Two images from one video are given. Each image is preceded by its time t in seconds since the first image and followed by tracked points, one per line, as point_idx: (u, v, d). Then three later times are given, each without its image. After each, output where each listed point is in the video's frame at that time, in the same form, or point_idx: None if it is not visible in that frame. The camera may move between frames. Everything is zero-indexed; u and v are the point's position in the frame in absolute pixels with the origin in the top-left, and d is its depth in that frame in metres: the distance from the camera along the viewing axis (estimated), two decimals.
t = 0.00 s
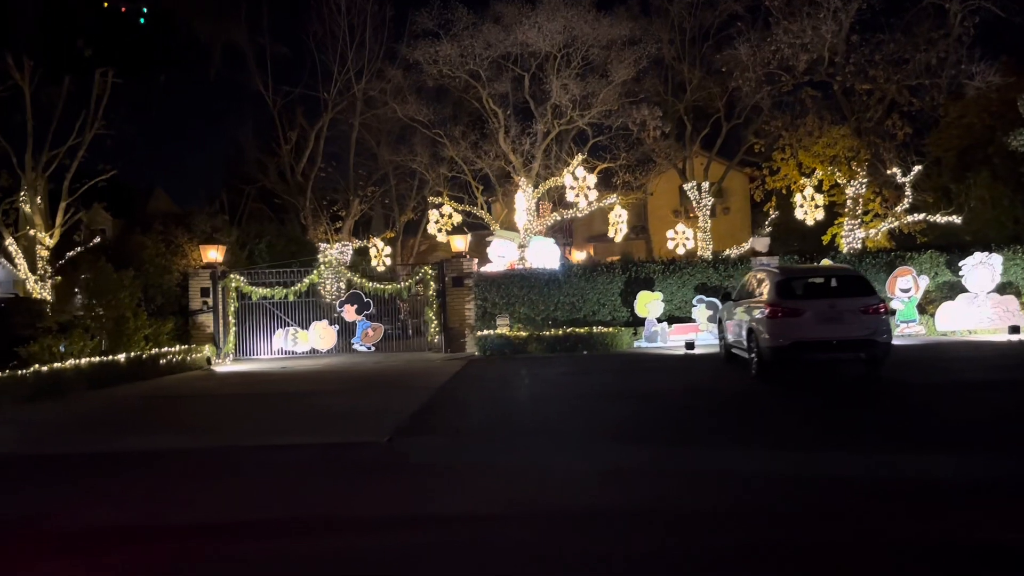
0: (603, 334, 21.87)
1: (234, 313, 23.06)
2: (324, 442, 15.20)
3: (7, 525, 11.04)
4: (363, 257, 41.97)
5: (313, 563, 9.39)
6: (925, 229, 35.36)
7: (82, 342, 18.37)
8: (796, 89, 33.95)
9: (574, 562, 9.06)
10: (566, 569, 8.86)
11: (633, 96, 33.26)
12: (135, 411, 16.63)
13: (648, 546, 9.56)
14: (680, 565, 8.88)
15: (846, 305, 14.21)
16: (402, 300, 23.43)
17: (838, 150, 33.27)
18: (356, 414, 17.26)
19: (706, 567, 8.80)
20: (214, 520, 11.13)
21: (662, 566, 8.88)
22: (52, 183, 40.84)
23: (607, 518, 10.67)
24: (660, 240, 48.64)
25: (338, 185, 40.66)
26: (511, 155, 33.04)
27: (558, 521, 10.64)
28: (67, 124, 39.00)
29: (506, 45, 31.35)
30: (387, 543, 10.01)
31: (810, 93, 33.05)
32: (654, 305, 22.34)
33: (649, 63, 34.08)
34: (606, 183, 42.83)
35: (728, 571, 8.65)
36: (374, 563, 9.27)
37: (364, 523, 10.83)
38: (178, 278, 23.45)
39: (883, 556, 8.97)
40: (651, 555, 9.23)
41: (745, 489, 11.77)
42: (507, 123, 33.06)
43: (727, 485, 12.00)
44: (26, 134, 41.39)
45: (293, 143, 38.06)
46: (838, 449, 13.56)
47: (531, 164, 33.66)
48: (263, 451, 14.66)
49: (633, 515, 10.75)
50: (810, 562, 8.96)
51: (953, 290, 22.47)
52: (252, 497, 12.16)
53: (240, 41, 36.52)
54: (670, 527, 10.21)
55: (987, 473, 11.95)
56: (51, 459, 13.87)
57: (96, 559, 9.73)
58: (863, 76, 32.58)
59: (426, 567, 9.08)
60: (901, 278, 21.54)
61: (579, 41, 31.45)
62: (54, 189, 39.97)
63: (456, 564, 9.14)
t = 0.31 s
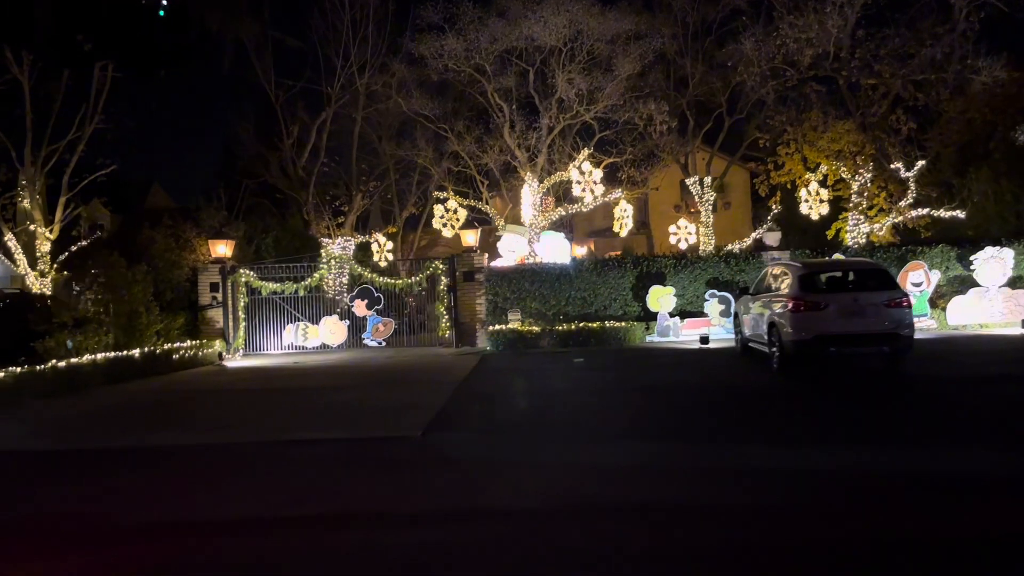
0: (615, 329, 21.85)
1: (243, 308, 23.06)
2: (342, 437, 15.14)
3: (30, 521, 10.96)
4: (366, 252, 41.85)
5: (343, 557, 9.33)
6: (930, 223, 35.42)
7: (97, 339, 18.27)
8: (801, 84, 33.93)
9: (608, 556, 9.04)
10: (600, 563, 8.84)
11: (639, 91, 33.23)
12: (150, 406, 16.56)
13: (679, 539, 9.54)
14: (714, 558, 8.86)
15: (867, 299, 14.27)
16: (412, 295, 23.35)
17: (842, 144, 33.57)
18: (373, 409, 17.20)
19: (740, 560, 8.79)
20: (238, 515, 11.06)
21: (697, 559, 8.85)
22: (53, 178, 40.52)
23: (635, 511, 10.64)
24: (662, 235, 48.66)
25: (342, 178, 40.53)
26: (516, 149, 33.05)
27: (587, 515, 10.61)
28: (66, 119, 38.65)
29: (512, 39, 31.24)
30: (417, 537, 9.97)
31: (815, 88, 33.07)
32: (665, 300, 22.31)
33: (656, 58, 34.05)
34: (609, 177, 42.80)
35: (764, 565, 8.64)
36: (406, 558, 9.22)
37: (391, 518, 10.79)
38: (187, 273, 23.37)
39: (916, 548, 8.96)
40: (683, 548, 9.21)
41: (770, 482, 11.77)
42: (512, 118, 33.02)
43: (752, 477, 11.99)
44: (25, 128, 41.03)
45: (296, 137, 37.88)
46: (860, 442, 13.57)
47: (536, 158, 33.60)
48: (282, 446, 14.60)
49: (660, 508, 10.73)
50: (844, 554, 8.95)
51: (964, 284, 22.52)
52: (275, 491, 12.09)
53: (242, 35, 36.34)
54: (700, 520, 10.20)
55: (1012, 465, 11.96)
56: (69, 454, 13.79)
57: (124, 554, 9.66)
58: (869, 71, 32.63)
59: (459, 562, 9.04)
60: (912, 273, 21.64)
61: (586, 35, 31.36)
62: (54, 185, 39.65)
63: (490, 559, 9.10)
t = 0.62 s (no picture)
0: (629, 324, 21.84)
1: (255, 304, 22.95)
2: (365, 432, 15.07)
3: (55, 517, 10.80)
4: (369, 248, 41.77)
5: (380, 554, 9.20)
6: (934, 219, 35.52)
7: (112, 333, 18.13)
8: (808, 80, 33.92)
9: (650, 550, 8.94)
10: (644, 559, 8.72)
11: (647, 87, 33.27)
12: (167, 404, 16.43)
13: (720, 534, 9.44)
14: (759, 553, 8.75)
15: (894, 294, 14.28)
16: (425, 291, 23.30)
17: (849, 140, 33.61)
18: (393, 405, 17.13)
19: (783, 555, 8.69)
20: (267, 510, 10.92)
21: (741, 554, 8.75)
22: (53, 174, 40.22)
23: (670, 506, 10.54)
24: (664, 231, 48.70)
25: (347, 173, 40.48)
26: (523, 145, 33.09)
27: (622, 510, 10.50)
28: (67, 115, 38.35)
29: (520, 35, 31.21)
30: (453, 533, 9.84)
31: (822, 83, 33.15)
32: (679, 295, 22.41)
33: (663, 53, 34.06)
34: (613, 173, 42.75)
35: (810, 559, 8.54)
36: (446, 554, 9.09)
37: (423, 513, 10.66)
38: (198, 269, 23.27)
39: (957, 542, 8.91)
40: (727, 543, 9.09)
41: (803, 477, 11.68)
42: (520, 114, 33.01)
43: (784, 472, 11.91)
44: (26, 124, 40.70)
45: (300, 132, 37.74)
46: (888, 437, 13.50)
47: (542, 154, 33.53)
48: (303, 442, 14.47)
49: (697, 504, 10.61)
50: (888, 550, 8.86)
51: (976, 279, 22.60)
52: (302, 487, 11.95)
53: (246, 31, 36.17)
54: (739, 515, 10.09)
55: None
56: (90, 451, 13.63)
57: (156, 551, 9.50)
58: (876, 67, 32.72)
59: (500, 557, 8.92)
60: (927, 267, 21.71)
61: (595, 30, 31.28)
62: (56, 181, 39.37)
63: (529, 555, 8.98)
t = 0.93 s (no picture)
0: (643, 319, 21.87)
1: (266, 300, 22.78)
2: (387, 428, 15.03)
3: (84, 513, 10.74)
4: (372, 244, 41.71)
5: (414, 549, 9.15)
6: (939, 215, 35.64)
7: (129, 329, 18.19)
8: (814, 75, 33.92)
9: (686, 547, 8.83)
10: (685, 553, 8.72)
11: (653, 82, 33.24)
12: (184, 401, 16.33)
13: (752, 530, 9.38)
14: (797, 550, 8.66)
15: (918, 288, 14.33)
16: (438, 287, 23.25)
17: (855, 135, 33.65)
18: (412, 400, 17.10)
19: (819, 550, 8.68)
20: (292, 507, 10.78)
21: (776, 551, 8.69)
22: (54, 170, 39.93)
23: (702, 501, 10.55)
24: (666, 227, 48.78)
25: (350, 168, 40.37)
26: (529, 140, 33.11)
27: (655, 507, 10.39)
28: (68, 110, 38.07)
29: (528, 32, 31.07)
30: (484, 530, 9.71)
31: (828, 79, 33.16)
32: (693, 291, 22.21)
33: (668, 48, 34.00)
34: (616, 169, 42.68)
35: (849, 556, 8.45)
36: (484, 549, 9.07)
37: (455, 508, 10.64)
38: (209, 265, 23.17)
39: (995, 536, 8.94)
40: (763, 540, 9.00)
41: (832, 471, 11.72)
42: (526, 109, 32.97)
43: (814, 468, 11.82)
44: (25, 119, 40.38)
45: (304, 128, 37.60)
46: (914, 433, 13.44)
47: (548, 149, 33.56)
48: (326, 438, 14.43)
49: (729, 498, 10.62)
50: (924, 545, 8.86)
51: (987, 275, 22.69)
52: (325, 483, 11.86)
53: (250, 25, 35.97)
54: (771, 512, 10.00)
55: None
56: (112, 448, 13.55)
57: (183, 546, 9.40)
58: (882, 62, 32.78)
59: (535, 554, 8.79)
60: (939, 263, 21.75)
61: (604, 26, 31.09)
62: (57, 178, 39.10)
63: (565, 549, 8.95)
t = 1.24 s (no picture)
0: (661, 316, 21.86)
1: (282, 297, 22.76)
2: (414, 424, 15.00)
3: (120, 508, 10.70)
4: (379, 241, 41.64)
5: (459, 543, 9.13)
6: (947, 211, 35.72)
7: (151, 326, 18.48)
8: (824, 71, 33.86)
9: (735, 543, 8.79)
10: (732, 546, 8.73)
11: (664, 78, 33.15)
12: (208, 398, 16.26)
13: (795, 523, 9.39)
14: (852, 548, 8.52)
15: (948, 283, 14.37)
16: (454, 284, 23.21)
17: (864, 132, 33.65)
18: (436, 397, 17.07)
19: (865, 543, 8.69)
20: (329, 505, 10.62)
21: (823, 544, 8.69)
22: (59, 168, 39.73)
23: (741, 494, 10.56)
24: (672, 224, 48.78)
25: (357, 166, 40.26)
26: (538, 136, 33.04)
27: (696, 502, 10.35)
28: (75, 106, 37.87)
29: (539, 28, 30.96)
30: (526, 524, 9.70)
31: (838, 75, 33.10)
32: (710, 287, 22.68)
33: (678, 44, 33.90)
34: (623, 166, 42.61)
35: (906, 555, 8.32)
36: (528, 543, 9.05)
37: (492, 502, 10.62)
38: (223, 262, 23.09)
39: None
40: (814, 538, 8.87)
41: (865, 465, 11.74)
42: (537, 105, 32.88)
43: (847, 462, 11.84)
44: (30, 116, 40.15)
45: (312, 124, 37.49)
46: (947, 430, 13.40)
47: (557, 146, 33.50)
48: (353, 433, 14.39)
49: (767, 492, 10.63)
50: (970, 538, 8.87)
51: (1003, 270, 22.74)
52: (359, 478, 11.83)
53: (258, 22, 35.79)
54: (812, 506, 10.02)
55: None
56: (140, 444, 13.48)
57: (225, 541, 9.37)
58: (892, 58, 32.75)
59: (583, 550, 8.75)
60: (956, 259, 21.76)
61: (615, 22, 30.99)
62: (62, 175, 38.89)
63: (610, 543, 8.94)
